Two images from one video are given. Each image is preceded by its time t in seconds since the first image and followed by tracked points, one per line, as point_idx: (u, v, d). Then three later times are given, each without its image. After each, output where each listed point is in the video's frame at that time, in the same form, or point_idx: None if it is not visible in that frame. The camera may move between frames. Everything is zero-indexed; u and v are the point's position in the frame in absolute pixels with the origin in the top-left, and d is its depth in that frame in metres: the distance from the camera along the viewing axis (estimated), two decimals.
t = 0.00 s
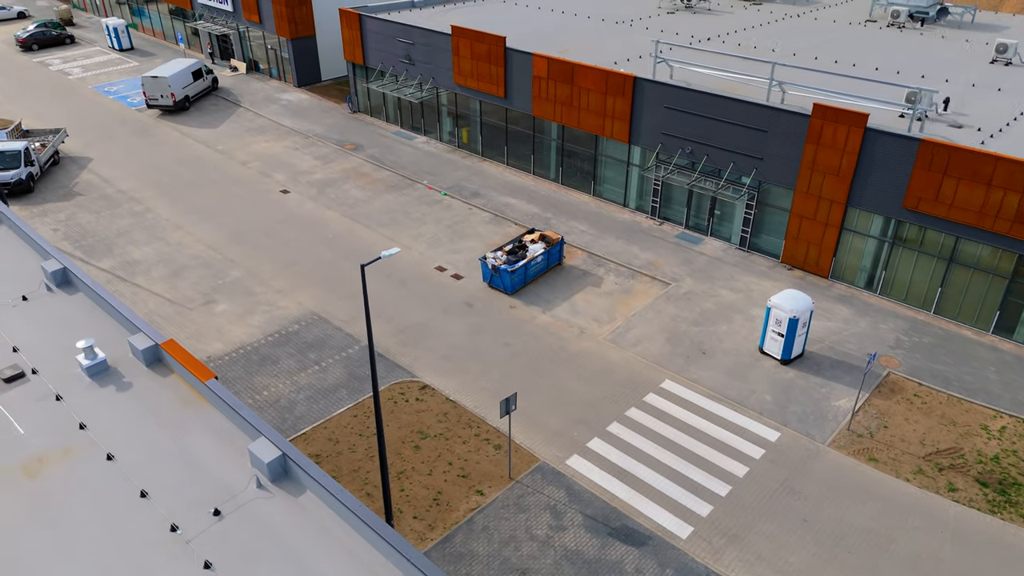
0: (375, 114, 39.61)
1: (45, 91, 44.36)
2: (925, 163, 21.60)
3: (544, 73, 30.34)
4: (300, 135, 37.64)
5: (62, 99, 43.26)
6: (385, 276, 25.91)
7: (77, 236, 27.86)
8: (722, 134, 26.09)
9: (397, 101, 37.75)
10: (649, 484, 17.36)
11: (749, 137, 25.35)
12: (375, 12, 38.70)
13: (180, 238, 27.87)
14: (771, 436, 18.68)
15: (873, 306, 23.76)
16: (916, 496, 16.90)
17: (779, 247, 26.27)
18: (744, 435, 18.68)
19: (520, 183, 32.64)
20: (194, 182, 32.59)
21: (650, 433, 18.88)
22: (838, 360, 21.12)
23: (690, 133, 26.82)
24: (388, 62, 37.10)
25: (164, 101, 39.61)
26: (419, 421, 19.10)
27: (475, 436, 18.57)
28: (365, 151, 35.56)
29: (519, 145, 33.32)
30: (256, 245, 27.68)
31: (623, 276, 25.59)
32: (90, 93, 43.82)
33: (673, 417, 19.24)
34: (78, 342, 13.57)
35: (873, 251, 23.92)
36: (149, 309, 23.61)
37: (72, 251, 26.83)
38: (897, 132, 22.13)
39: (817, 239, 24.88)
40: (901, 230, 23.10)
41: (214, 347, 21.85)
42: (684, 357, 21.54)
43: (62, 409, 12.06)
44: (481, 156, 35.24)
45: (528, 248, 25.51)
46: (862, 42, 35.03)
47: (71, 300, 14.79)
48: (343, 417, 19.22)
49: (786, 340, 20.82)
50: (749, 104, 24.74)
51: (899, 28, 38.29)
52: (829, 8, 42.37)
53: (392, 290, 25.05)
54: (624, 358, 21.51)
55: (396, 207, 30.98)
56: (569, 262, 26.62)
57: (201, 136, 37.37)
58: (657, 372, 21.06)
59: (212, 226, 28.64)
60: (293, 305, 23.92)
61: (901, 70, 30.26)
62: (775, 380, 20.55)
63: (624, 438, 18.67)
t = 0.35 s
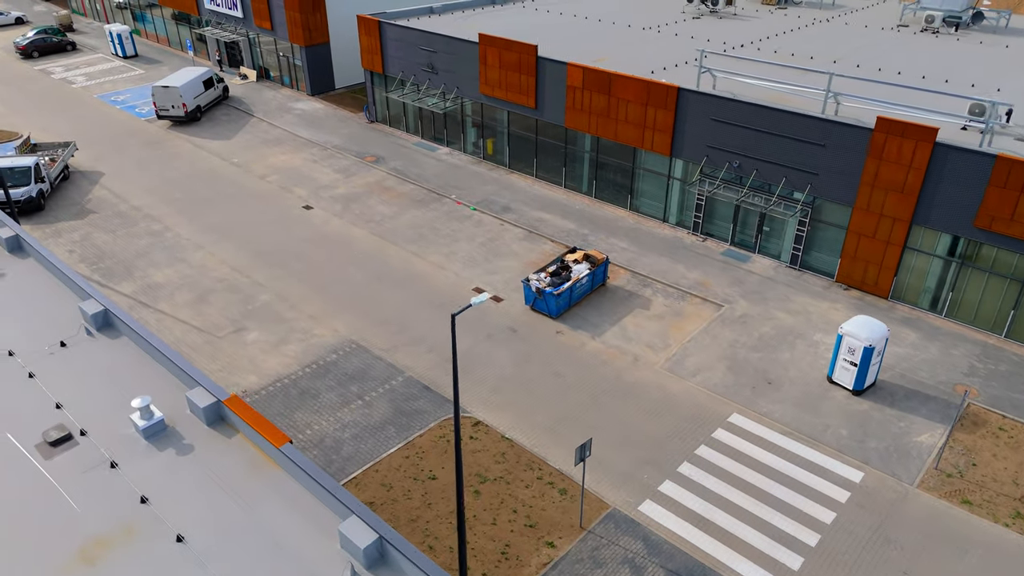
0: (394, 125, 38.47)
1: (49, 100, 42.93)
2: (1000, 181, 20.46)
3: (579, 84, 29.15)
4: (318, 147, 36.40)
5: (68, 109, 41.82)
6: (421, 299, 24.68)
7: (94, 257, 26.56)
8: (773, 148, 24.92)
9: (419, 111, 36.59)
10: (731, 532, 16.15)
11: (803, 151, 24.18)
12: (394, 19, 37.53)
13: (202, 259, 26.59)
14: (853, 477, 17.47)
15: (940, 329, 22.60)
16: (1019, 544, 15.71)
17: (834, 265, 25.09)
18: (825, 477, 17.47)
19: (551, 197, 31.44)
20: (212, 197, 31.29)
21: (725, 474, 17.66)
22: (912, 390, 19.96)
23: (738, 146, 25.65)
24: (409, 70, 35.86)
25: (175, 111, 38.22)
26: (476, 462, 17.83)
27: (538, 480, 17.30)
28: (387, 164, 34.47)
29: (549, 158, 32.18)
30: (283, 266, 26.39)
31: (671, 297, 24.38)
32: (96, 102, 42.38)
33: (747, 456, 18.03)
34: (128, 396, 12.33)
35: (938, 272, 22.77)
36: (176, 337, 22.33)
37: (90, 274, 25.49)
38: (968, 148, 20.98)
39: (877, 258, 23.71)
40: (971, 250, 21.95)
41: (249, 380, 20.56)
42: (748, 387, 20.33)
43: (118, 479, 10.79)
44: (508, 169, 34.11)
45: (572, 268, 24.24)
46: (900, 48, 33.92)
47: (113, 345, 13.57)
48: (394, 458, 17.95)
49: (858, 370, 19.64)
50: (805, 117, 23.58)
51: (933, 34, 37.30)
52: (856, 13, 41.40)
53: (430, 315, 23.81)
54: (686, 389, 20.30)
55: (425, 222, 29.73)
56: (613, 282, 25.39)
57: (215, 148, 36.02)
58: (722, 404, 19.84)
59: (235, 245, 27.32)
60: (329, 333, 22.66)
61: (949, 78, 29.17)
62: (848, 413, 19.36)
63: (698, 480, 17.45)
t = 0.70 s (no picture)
0: (416, 135, 37.38)
1: (55, 109, 41.53)
2: None
3: (618, 94, 27.97)
4: (339, 159, 35.21)
5: (75, 118, 40.41)
6: (462, 323, 23.42)
7: (114, 280, 25.26)
8: (830, 162, 23.78)
9: (443, 121, 35.50)
10: None
11: (864, 166, 23.06)
12: (416, 26, 36.46)
13: (229, 282, 25.34)
14: (948, 520, 16.31)
15: (1015, 354, 21.46)
16: None
17: (895, 285, 23.93)
18: (918, 520, 16.31)
19: (586, 212, 30.25)
20: (233, 213, 30.02)
21: (812, 517, 16.47)
22: (997, 423, 18.83)
23: (792, 160, 24.53)
24: (432, 79, 34.75)
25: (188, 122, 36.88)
26: (544, 507, 16.62)
27: (614, 526, 16.08)
28: (413, 176, 33.56)
29: (582, 170, 31.05)
30: (314, 288, 25.15)
31: (727, 320, 23.19)
32: (104, 111, 41.00)
33: (832, 498, 16.88)
34: (193, 461, 11.10)
35: (1011, 293, 21.59)
36: (208, 368, 21.07)
37: (112, 299, 24.18)
38: None
39: (944, 277, 22.56)
40: None
41: (291, 417, 19.31)
42: (822, 418, 19.17)
43: (194, 565, 9.54)
44: (539, 181, 32.96)
45: (623, 290, 23.06)
46: (943, 53, 32.85)
47: (168, 400, 12.26)
48: (456, 503, 16.70)
49: (941, 403, 18.51)
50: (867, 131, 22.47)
51: (971, 38, 36.27)
52: (886, 17, 40.35)
53: (475, 341, 22.60)
54: (757, 422, 19.10)
55: (457, 239, 28.52)
56: (663, 301, 24.20)
57: (232, 161, 34.72)
58: (797, 437, 18.64)
59: (262, 267, 26.08)
60: (370, 362, 21.43)
61: (1002, 86, 28.07)
62: (933, 448, 18.22)
63: (784, 525, 16.26)
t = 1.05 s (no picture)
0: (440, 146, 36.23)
1: (62, 119, 40.10)
2: None
3: (661, 105, 26.79)
4: (362, 173, 33.95)
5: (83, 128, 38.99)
6: (510, 350, 22.17)
7: (139, 306, 23.95)
8: (893, 178, 22.62)
9: (469, 132, 34.35)
10: None
11: (931, 182, 21.91)
12: (440, 34, 35.30)
13: (259, 307, 24.05)
14: None
15: None
16: None
17: (965, 306, 22.77)
18: None
19: (625, 227, 29.07)
20: (256, 231, 28.71)
21: (914, 569, 15.28)
22: None
23: (852, 176, 23.38)
24: (458, 88, 33.51)
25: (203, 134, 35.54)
26: (625, 561, 15.38)
27: None
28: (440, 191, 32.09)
29: (620, 183, 29.87)
30: (350, 312, 23.89)
31: (789, 345, 22.01)
32: (113, 121, 39.62)
33: (932, 547, 15.70)
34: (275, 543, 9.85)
35: None
36: (247, 404, 19.78)
37: (138, 326, 22.86)
38: None
39: (1019, 300, 21.40)
40: None
41: (341, 457, 18.04)
42: (907, 455, 18.00)
43: None
44: (572, 195, 31.81)
45: (680, 314, 21.80)
46: (987, 60, 31.83)
47: (238, 465, 11.15)
48: (530, 558, 15.45)
49: None
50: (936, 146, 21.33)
51: (1010, 44, 35.30)
52: (918, 22, 39.41)
53: (526, 369, 21.36)
54: (838, 460, 17.90)
55: (494, 257, 27.28)
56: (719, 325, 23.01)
57: (251, 174, 33.42)
58: (883, 477, 17.45)
59: (293, 291, 24.82)
60: (418, 396, 20.18)
61: None
62: None
63: None
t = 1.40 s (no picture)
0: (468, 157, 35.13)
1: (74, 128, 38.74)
2: None
3: (713, 118, 25.61)
4: (389, 187, 32.73)
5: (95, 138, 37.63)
6: (566, 379, 20.96)
7: (170, 332, 22.67)
8: (968, 195, 21.45)
9: (501, 143, 33.23)
10: None
11: (1010, 201, 20.76)
12: (468, 42, 34.17)
13: (297, 334, 22.83)
14: None
15: None
16: None
17: None
18: None
19: (670, 243, 27.92)
20: (286, 251, 27.49)
21: None
22: None
23: (922, 193, 22.22)
24: (489, 99, 32.45)
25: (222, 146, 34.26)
26: None
27: None
28: (473, 205, 31.11)
29: (663, 198, 28.73)
30: (393, 338, 22.69)
31: (862, 373, 20.83)
32: (127, 131, 38.28)
33: None
34: None
35: None
36: (294, 443, 18.55)
37: (171, 355, 21.60)
38: None
39: None
40: None
41: (401, 502, 16.80)
42: (1008, 497, 16.85)
43: None
44: (611, 209, 30.68)
45: (748, 341, 20.59)
46: None
47: (332, 544, 9.90)
48: None
49: None
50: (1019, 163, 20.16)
51: None
52: (954, 27, 38.44)
53: (587, 400, 20.12)
54: (935, 504, 16.76)
55: (537, 276, 26.05)
56: (785, 350, 21.83)
57: (275, 189, 32.17)
58: (987, 522, 16.26)
59: (332, 316, 23.64)
60: (477, 431, 18.95)
61: None
62: None
63: None
